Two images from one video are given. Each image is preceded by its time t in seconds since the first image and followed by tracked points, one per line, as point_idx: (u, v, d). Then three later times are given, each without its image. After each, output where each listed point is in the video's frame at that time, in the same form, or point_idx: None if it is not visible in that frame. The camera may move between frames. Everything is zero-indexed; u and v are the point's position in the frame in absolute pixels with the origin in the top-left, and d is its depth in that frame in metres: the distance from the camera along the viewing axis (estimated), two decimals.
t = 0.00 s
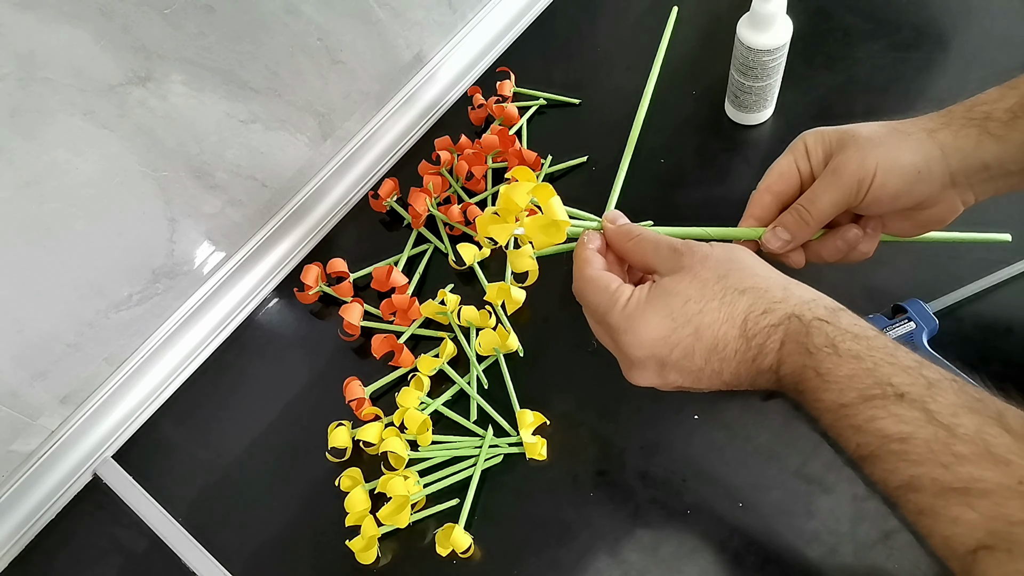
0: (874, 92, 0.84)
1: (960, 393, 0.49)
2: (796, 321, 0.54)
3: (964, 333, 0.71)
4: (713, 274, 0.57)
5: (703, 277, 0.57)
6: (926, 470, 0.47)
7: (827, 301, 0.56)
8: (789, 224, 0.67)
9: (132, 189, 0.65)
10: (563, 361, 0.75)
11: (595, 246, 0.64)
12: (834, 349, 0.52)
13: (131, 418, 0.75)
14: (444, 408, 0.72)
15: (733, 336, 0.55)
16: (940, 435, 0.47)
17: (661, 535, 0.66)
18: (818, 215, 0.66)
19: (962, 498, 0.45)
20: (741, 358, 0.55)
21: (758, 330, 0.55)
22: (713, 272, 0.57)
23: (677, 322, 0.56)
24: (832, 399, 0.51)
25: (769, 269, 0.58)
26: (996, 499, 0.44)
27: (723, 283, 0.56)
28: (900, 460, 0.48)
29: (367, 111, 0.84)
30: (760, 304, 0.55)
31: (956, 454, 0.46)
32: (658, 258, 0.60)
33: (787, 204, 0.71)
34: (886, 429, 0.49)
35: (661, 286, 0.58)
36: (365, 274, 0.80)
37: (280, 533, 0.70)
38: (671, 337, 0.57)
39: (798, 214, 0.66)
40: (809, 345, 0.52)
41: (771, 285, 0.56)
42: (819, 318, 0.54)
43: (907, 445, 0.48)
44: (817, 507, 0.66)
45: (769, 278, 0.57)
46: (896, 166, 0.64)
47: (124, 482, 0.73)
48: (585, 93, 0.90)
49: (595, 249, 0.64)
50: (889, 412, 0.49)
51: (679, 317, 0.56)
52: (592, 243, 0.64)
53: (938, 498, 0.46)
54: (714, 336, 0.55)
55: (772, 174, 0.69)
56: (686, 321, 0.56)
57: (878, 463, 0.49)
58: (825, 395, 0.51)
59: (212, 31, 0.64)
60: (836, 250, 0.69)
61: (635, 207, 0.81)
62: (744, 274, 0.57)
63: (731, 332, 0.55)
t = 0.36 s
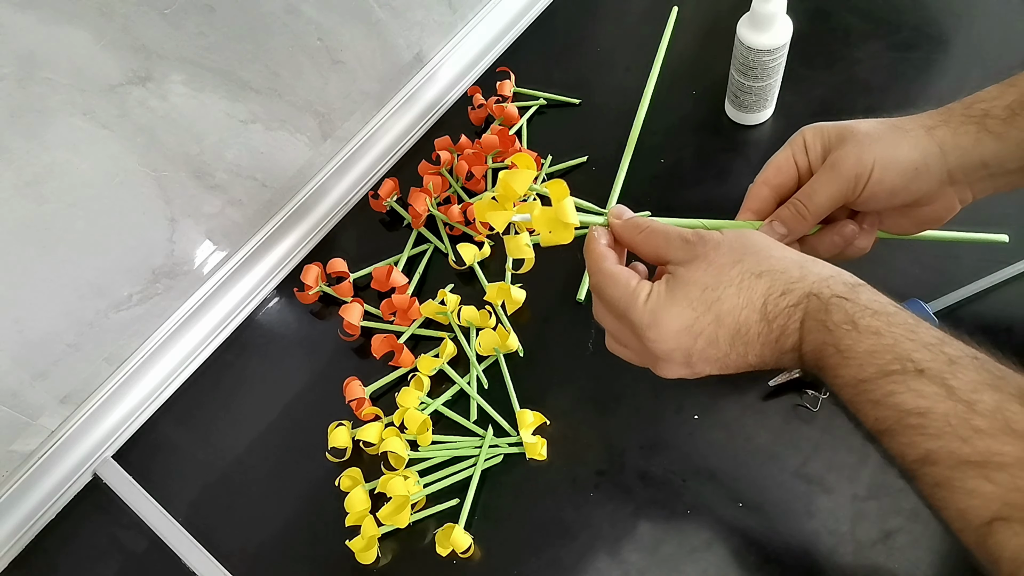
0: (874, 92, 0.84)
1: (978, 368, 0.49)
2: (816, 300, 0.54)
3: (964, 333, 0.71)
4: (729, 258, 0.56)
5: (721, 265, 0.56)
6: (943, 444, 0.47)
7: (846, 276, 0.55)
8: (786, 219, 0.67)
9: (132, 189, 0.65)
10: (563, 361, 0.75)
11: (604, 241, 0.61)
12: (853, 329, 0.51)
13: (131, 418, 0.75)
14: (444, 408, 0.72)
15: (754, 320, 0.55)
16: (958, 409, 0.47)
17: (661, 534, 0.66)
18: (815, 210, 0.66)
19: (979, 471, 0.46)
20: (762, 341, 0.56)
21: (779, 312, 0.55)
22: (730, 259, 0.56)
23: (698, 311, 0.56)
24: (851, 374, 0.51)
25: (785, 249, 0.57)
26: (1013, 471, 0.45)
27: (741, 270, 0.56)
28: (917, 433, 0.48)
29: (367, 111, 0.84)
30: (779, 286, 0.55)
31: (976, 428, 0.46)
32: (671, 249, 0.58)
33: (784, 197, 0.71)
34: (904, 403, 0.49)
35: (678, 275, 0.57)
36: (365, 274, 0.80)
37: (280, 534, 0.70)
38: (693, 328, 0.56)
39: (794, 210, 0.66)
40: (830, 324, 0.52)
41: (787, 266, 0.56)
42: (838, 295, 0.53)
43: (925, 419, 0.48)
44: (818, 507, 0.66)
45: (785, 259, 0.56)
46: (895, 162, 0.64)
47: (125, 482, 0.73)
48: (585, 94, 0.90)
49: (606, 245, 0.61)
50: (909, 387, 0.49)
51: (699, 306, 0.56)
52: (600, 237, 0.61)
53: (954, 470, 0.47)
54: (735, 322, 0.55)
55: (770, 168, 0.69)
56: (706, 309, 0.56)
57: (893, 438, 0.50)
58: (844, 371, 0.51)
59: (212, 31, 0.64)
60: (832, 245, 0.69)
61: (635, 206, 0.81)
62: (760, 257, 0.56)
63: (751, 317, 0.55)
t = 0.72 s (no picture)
0: (874, 92, 0.84)
1: (975, 381, 0.48)
2: (807, 312, 0.53)
3: (964, 333, 0.71)
4: (719, 268, 0.56)
5: (710, 273, 0.56)
6: (941, 459, 0.47)
7: (839, 286, 0.55)
8: (784, 218, 0.65)
9: (132, 189, 0.65)
10: (563, 360, 0.75)
11: (600, 245, 0.63)
12: (843, 343, 0.51)
13: (131, 418, 0.75)
14: (444, 408, 0.72)
15: (746, 332, 0.55)
16: (956, 423, 0.47)
17: (660, 535, 0.66)
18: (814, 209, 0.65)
19: (978, 486, 0.45)
20: (753, 350, 0.56)
21: (769, 323, 0.55)
22: (717, 268, 0.56)
23: (686, 323, 0.56)
24: (845, 389, 0.51)
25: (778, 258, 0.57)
26: (1013, 488, 0.44)
27: (731, 278, 0.55)
28: (914, 447, 0.48)
29: (367, 111, 0.84)
30: (770, 297, 0.55)
31: (973, 442, 0.46)
32: (661, 255, 0.59)
33: (783, 198, 0.70)
34: (901, 417, 0.48)
35: (667, 284, 0.57)
36: (365, 274, 0.80)
37: (280, 534, 0.70)
38: (681, 339, 0.56)
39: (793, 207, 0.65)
40: (820, 337, 0.52)
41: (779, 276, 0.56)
42: (830, 307, 0.53)
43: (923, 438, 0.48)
44: (818, 508, 0.66)
45: (777, 269, 0.56)
46: (895, 161, 0.64)
47: (124, 482, 0.73)
48: (585, 94, 0.90)
49: (601, 252, 0.63)
50: (904, 401, 0.48)
51: (688, 318, 0.56)
52: (598, 242, 0.63)
53: (952, 488, 0.46)
54: (726, 333, 0.55)
55: (769, 168, 0.69)
56: (695, 322, 0.56)
57: (891, 451, 0.49)
58: (838, 385, 0.51)
59: (212, 32, 0.64)
60: (830, 246, 0.69)
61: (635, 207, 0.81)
62: (752, 266, 0.56)
63: (742, 328, 0.55)
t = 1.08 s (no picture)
0: (874, 92, 0.84)
1: (991, 341, 0.50)
2: (841, 269, 0.55)
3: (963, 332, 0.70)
4: (760, 220, 0.57)
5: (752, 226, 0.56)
6: (953, 409, 0.48)
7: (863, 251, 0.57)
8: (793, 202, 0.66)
9: (132, 189, 0.65)
10: (563, 361, 0.75)
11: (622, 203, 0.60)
12: (873, 297, 0.53)
13: (131, 418, 0.75)
14: (444, 408, 0.72)
15: (782, 284, 0.55)
16: (969, 375, 0.49)
17: (660, 534, 0.66)
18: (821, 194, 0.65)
19: (986, 435, 0.47)
20: (786, 303, 0.56)
21: (806, 276, 0.55)
22: (757, 222, 0.56)
23: (728, 268, 0.55)
24: (866, 340, 0.52)
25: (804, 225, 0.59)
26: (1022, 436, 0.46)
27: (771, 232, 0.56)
28: (927, 397, 0.49)
29: (367, 111, 0.84)
30: (807, 252, 0.56)
31: (986, 394, 0.48)
32: (692, 215, 0.58)
33: (789, 185, 0.70)
34: (917, 367, 0.50)
35: (705, 234, 0.57)
36: (365, 274, 0.80)
37: (280, 534, 0.70)
38: (721, 284, 0.56)
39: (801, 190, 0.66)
40: (852, 291, 0.54)
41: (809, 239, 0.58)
42: (861, 264, 0.55)
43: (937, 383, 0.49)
44: (818, 508, 0.66)
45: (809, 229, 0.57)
46: (902, 149, 0.64)
47: (125, 482, 0.73)
48: (585, 94, 0.90)
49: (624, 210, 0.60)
50: (920, 353, 0.50)
51: (731, 264, 0.55)
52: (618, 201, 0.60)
53: (961, 436, 0.48)
54: (764, 285, 0.55)
55: (775, 159, 0.69)
56: (738, 268, 0.55)
57: (902, 404, 0.51)
58: (859, 337, 0.53)
59: (212, 32, 0.64)
60: (842, 234, 0.68)
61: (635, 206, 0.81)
62: (787, 223, 0.57)
63: (779, 280, 0.55)
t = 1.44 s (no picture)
0: (874, 92, 0.84)
1: (991, 322, 0.49)
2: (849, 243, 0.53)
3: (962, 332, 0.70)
4: (774, 190, 0.55)
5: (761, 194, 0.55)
6: (949, 382, 0.47)
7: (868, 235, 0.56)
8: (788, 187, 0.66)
9: (132, 189, 0.65)
10: (564, 360, 0.75)
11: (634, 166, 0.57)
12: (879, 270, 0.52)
13: (131, 419, 0.75)
14: (444, 408, 0.72)
15: (792, 251, 0.53)
16: (970, 350, 0.47)
17: (660, 534, 0.67)
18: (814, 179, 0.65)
19: (982, 408, 0.45)
20: (793, 273, 0.53)
21: (815, 248, 0.53)
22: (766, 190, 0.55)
23: (742, 228, 0.52)
24: (871, 312, 0.50)
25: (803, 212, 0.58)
26: (1016, 409, 0.44)
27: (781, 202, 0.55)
28: (926, 369, 0.48)
29: (367, 111, 0.84)
30: (817, 225, 0.54)
31: (987, 368, 0.46)
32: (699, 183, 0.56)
33: (783, 174, 0.70)
34: (919, 341, 0.48)
35: (719, 196, 0.54)
36: (365, 274, 0.80)
37: (280, 534, 0.70)
38: (735, 243, 0.52)
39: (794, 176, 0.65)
40: (860, 264, 0.52)
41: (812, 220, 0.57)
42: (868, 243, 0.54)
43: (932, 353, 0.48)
44: (818, 508, 0.66)
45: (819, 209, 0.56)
46: (897, 136, 0.64)
47: (124, 482, 0.73)
48: (585, 94, 0.90)
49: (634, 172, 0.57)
50: (925, 326, 0.49)
51: (745, 223, 0.52)
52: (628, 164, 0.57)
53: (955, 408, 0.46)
54: (776, 249, 0.53)
55: (769, 146, 0.69)
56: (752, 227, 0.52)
57: (899, 377, 0.49)
58: (864, 309, 0.51)
59: (212, 31, 0.64)
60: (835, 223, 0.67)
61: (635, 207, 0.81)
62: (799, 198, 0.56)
63: (790, 248, 0.53)
